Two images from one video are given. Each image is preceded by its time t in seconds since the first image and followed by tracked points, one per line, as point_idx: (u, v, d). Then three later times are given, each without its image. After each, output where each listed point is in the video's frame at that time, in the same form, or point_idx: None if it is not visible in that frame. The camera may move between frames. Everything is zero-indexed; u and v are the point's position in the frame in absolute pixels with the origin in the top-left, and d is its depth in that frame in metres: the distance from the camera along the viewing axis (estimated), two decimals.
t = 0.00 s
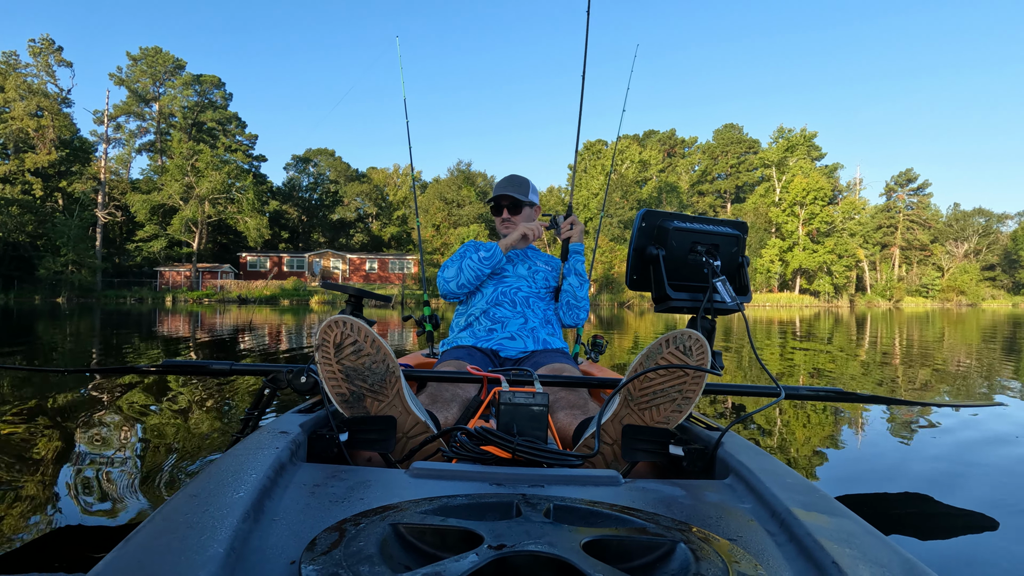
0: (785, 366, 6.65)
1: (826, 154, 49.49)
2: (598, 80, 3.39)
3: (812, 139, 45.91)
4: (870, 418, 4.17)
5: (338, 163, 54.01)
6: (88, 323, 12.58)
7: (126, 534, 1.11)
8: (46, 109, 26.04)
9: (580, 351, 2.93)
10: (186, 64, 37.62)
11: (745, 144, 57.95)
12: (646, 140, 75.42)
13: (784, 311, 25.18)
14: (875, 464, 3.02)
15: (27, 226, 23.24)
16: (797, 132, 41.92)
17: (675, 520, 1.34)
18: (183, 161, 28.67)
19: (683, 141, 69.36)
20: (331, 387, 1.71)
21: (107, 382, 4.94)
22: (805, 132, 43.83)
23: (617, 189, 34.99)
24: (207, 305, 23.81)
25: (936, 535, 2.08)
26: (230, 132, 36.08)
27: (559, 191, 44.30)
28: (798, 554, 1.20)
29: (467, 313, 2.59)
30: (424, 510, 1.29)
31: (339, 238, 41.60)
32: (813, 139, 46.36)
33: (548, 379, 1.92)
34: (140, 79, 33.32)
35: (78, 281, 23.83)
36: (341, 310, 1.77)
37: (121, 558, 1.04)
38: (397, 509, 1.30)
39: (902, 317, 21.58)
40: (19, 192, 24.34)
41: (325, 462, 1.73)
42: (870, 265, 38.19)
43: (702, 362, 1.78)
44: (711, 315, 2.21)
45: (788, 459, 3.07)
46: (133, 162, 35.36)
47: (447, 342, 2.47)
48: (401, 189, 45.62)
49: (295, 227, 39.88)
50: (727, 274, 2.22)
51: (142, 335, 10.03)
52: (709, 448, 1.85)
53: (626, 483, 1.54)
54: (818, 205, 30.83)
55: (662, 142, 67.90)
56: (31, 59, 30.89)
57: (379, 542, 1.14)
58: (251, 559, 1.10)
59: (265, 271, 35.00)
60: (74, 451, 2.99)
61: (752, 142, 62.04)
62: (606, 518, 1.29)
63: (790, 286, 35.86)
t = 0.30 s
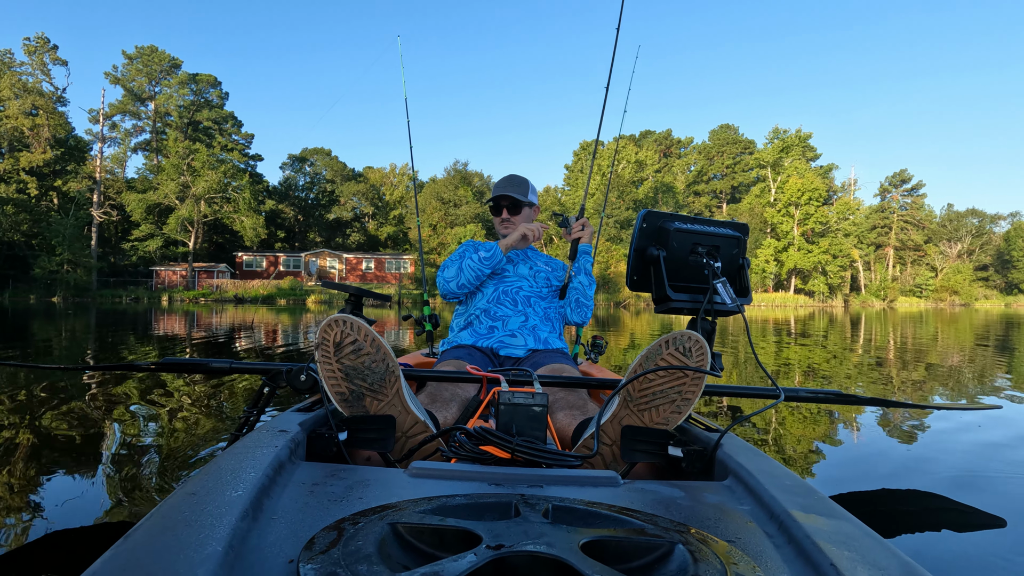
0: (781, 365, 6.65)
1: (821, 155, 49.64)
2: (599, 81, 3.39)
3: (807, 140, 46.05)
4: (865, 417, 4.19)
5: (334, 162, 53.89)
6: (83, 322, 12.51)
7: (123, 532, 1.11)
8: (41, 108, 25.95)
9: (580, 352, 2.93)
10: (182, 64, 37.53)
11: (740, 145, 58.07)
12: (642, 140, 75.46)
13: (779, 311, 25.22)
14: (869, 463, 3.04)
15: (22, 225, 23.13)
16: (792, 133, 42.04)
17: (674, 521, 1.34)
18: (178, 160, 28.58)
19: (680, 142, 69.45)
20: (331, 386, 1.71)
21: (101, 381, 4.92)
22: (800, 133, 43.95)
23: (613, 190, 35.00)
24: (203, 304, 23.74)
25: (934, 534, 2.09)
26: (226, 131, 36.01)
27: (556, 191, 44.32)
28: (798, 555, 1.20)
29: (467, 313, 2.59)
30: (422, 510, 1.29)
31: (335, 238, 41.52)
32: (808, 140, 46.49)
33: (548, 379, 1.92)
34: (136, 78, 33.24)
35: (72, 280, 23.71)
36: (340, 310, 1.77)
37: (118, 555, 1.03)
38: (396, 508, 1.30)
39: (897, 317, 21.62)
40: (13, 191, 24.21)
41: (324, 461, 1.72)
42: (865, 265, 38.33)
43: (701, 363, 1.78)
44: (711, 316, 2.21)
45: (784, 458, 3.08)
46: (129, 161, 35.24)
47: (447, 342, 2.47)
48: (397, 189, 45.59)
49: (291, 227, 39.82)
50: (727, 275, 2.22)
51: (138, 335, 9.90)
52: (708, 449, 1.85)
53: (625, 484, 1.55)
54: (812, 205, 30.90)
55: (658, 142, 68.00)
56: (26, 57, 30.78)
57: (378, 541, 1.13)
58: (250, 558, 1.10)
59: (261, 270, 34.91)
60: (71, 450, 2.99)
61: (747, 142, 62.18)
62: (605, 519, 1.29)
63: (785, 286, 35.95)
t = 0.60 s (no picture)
0: (775, 365, 6.63)
1: (815, 156, 49.81)
2: (596, 80, 3.39)
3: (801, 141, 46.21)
4: (858, 415, 4.21)
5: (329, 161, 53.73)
6: (77, 322, 12.41)
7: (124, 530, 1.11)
8: (34, 106, 25.82)
9: (579, 352, 2.92)
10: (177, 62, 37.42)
11: (735, 145, 58.24)
12: (637, 141, 75.48)
13: (773, 311, 25.29)
14: (861, 460, 3.07)
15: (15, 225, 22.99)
16: (787, 134, 42.17)
17: (673, 522, 1.34)
18: (173, 159, 28.42)
19: (675, 142, 69.52)
20: (330, 386, 1.71)
21: (92, 382, 4.85)
22: (794, 134, 44.08)
23: (608, 190, 35.02)
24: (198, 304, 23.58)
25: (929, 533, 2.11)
26: (220, 130, 35.90)
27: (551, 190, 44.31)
28: (796, 557, 1.21)
29: (466, 312, 2.60)
30: (421, 510, 1.29)
31: (331, 237, 41.42)
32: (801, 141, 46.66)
33: (548, 380, 1.92)
34: (130, 77, 33.13)
35: (66, 280, 23.53)
36: (341, 309, 1.77)
37: (118, 554, 1.03)
38: (395, 507, 1.30)
39: (890, 317, 21.69)
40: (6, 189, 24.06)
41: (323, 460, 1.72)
42: (858, 265, 38.48)
43: (701, 363, 1.78)
44: (711, 317, 2.22)
45: (778, 455, 3.10)
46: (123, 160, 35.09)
47: (447, 342, 2.46)
48: (393, 188, 45.54)
49: (286, 226, 39.73)
50: (727, 276, 2.23)
51: (132, 335, 9.76)
52: (708, 450, 1.85)
53: (624, 484, 1.55)
54: (806, 206, 30.99)
55: (653, 143, 68.10)
56: (19, 55, 30.61)
57: (377, 541, 1.13)
58: (250, 557, 1.10)
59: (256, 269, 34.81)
60: (76, 450, 2.98)
61: (742, 143, 62.33)
62: (605, 520, 1.29)
63: (780, 286, 36.07)
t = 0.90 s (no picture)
0: (768, 365, 6.61)
1: (808, 157, 50.01)
2: (595, 81, 3.38)
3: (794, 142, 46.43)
4: (850, 416, 4.23)
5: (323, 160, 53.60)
6: (70, 322, 12.33)
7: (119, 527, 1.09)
8: (27, 105, 25.65)
9: (578, 353, 2.92)
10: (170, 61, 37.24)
11: (729, 146, 58.44)
12: (631, 141, 75.60)
13: (766, 310, 25.38)
14: (857, 462, 3.07)
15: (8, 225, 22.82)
16: (781, 135, 42.35)
17: (670, 523, 1.34)
18: (168, 158, 28.24)
19: (669, 143, 69.70)
20: (330, 385, 1.70)
21: (83, 382, 4.80)
22: (788, 135, 44.29)
23: (603, 190, 35.06)
24: (193, 304, 23.46)
25: (931, 534, 2.11)
26: (215, 129, 35.74)
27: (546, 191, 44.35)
28: (793, 559, 1.21)
29: (466, 311, 2.59)
30: (419, 509, 1.28)
31: (326, 237, 41.32)
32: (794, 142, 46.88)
33: (547, 380, 1.91)
34: (124, 75, 32.97)
35: (60, 280, 23.38)
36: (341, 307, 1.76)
37: (114, 552, 1.02)
38: (393, 507, 1.29)
39: (882, 316, 21.83)
40: None
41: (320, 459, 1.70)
42: (851, 265, 38.68)
43: (700, 366, 1.79)
44: (711, 319, 2.22)
45: (771, 455, 3.11)
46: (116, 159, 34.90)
47: (447, 341, 2.46)
48: (388, 188, 45.49)
49: (281, 225, 39.60)
50: (727, 279, 2.23)
51: (125, 335, 9.71)
52: (706, 452, 1.86)
53: (622, 485, 1.55)
54: (800, 206, 31.13)
55: (648, 143, 68.21)
56: (12, 53, 30.40)
57: (374, 539, 1.13)
58: (246, 556, 1.09)
59: (251, 269, 34.72)
60: (72, 451, 2.96)
61: (736, 143, 62.55)
62: (602, 520, 1.29)
63: (773, 286, 36.22)
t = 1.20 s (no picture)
0: (763, 365, 6.60)
1: (802, 158, 50.20)
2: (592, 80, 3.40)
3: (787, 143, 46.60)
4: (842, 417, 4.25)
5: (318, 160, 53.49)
6: (62, 321, 12.26)
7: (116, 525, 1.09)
8: (19, 103, 25.47)
9: (578, 354, 2.92)
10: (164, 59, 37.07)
11: (724, 147, 58.62)
12: (625, 142, 75.66)
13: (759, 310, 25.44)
14: (850, 462, 3.09)
15: None
16: (774, 137, 42.53)
17: (668, 525, 1.34)
18: (162, 157, 28.12)
19: (663, 144, 69.92)
20: (330, 383, 1.70)
21: (77, 381, 4.76)
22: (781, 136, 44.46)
23: (598, 190, 35.10)
24: (187, 304, 23.36)
25: (923, 534, 2.12)
26: (209, 128, 35.61)
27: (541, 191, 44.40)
28: (790, 561, 1.22)
29: (465, 312, 2.60)
30: (417, 509, 1.28)
31: (321, 236, 41.21)
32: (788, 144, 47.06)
33: (546, 379, 1.92)
34: (118, 74, 32.82)
35: (53, 279, 23.27)
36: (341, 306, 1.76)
37: (111, 549, 1.01)
38: (391, 506, 1.29)
39: (873, 316, 21.95)
40: None
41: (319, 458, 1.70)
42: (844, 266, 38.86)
43: (700, 366, 1.79)
44: (710, 320, 2.23)
45: (763, 454, 3.12)
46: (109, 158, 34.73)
47: (447, 341, 2.46)
48: (383, 188, 45.43)
49: (275, 225, 39.48)
50: (727, 280, 2.24)
51: (119, 335, 9.65)
52: (704, 453, 1.86)
53: (620, 486, 1.55)
54: (792, 207, 31.24)
55: (643, 145, 68.36)
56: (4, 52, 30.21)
57: (372, 538, 1.12)
58: (245, 554, 1.08)
59: (245, 269, 34.63)
60: (62, 453, 2.93)
61: (730, 145, 62.77)
62: (601, 521, 1.29)
63: (767, 286, 36.35)
